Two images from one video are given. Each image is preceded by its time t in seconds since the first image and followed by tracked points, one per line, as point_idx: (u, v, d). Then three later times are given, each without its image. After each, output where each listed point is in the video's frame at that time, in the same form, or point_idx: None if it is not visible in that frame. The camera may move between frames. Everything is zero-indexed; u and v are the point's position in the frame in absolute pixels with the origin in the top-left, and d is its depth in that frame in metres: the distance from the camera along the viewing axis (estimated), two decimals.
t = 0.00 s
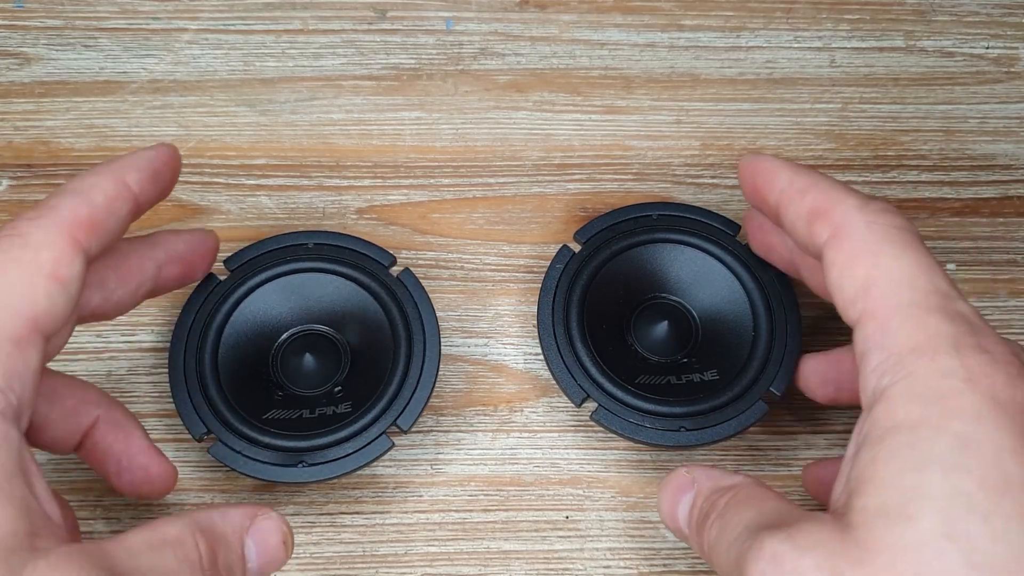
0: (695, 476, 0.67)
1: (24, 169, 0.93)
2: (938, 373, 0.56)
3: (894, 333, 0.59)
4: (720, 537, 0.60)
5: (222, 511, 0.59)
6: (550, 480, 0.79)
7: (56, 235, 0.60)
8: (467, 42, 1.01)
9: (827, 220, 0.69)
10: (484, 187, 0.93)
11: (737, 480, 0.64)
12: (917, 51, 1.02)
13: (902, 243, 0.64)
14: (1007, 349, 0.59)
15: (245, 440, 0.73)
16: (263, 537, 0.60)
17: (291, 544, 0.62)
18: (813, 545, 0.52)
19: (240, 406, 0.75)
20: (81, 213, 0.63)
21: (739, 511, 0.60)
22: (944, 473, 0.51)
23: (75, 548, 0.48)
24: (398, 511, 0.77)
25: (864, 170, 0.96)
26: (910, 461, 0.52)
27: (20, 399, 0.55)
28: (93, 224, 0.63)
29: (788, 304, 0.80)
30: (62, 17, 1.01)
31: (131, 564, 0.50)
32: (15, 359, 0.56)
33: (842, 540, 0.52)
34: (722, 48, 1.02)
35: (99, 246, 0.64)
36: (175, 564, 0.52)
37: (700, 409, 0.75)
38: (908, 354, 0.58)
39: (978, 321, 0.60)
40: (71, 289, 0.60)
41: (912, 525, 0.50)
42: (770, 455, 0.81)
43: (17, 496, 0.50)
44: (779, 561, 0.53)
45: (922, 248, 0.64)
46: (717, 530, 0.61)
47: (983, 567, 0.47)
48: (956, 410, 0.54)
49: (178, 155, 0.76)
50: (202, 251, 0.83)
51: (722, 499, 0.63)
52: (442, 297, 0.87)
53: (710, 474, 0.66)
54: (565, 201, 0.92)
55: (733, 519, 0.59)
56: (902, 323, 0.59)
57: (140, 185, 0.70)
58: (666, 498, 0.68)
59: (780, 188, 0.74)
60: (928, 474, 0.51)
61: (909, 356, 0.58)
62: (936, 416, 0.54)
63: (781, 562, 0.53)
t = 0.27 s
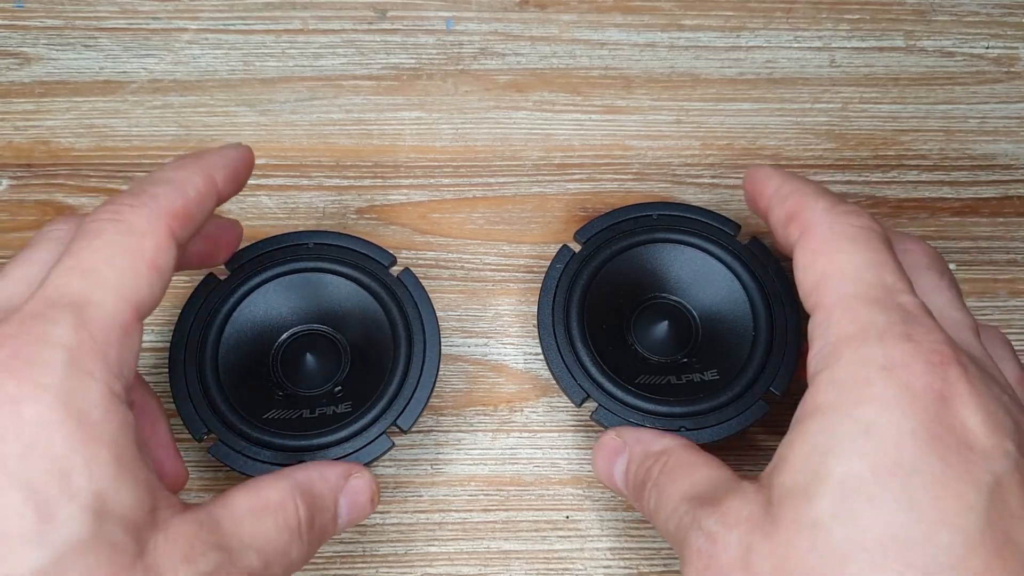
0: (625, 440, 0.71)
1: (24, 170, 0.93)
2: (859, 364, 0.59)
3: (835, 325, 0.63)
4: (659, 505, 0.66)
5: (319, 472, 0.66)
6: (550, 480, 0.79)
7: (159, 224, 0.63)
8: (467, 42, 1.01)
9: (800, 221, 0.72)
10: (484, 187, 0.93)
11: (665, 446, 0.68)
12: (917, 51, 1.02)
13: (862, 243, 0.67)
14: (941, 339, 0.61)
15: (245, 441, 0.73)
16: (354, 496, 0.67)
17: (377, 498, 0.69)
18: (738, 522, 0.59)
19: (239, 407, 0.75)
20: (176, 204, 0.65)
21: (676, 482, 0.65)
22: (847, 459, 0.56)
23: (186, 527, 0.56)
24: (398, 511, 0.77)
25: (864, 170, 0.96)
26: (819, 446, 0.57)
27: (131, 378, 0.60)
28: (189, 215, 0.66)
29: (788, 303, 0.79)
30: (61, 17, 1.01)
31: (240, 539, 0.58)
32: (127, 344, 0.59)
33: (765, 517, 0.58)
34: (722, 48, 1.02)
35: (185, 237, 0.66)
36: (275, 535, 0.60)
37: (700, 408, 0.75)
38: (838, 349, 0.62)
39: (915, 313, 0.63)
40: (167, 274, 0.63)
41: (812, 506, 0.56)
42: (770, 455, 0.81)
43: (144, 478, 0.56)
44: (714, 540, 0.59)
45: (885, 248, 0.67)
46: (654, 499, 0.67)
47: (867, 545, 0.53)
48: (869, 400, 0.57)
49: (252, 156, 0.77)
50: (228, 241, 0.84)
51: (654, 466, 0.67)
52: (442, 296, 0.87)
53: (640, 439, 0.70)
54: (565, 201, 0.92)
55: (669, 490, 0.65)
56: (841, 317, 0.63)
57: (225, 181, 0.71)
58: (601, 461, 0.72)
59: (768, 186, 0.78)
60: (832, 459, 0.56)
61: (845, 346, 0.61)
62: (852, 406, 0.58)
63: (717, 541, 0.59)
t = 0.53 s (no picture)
0: (593, 425, 0.72)
1: (25, 170, 0.93)
2: (853, 350, 0.61)
3: (829, 318, 0.64)
4: (638, 490, 0.66)
5: (357, 458, 0.67)
6: (550, 480, 0.79)
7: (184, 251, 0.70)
8: (467, 42, 1.01)
9: (790, 233, 0.73)
10: (484, 187, 0.93)
11: (636, 429, 0.69)
12: (917, 51, 1.02)
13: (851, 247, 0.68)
14: (935, 328, 0.62)
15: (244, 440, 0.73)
16: (392, 483, 0.68)
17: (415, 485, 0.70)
18: (730, 504, 0.60)
19: (239, 406, 0.75)
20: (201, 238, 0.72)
21: (656, 464, 0.66)
22: (838, 437, 0.57)
23: (227, 507, 0.60)
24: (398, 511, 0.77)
25: (864, 170, 0.96)
26: (811, 424, 0.59)
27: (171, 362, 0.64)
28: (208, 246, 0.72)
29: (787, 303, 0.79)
30: (61, 17, 1.01)
31: (277, 519, 0.62)
32: (165, 338, 0.65)
33: (757, 500, 0.59)
34: (722, 48, 1.01)
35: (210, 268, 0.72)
36: (311, 518, 0.63)
37: (700, 408, 0.75)
38: (832, 338, 0.63)
39: (908, 305, 0.64)
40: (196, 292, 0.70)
41: (802, 481, 0.57)
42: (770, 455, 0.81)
43: (185, 450, 0.60)
44: (705, 519, 0.60)
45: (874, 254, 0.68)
46: (632, 483, 0.67)
47: (852, 521, 0.54)
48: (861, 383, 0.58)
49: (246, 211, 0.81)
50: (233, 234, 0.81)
51: (629, 450, 0.68)
52: (442, 296, 0.87)
53: (609, 423, 0.71)
54: (565, 201, 0.92)
55: (650, 472, 0.66)
56: (835, 309, 0.65)
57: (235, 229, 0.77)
58: (569, 446, 0.73)
59: (756, 208, 0.79)
60: (824, 436, 0.57)
61: (837, 336, 0.63)
62: (844, 389, 0.59)
63: (708, 520, 0.60)
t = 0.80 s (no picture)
0: (593, 422, 0.71)
1: (24, 170, 0.93)
2: (848, 354, 0.61)
3: (826, 323, 0.65)
4: (638, 489, 0.66)
5: (338, 448, 0.67)
6: (550, 480, 0.79)
7: (166, 251, 0.70)
8: (467, 42, 1.01)
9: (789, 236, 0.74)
10: (484, 187, 0.93)
11: (637, 426, 0.68)
12: (917, 51, 1.02)
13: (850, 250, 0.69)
14: (931, 332, 0.62)
15: (231, 442, 0.73)
16: (376, 471, 0.68)
17: (399, 473, 0.70)
18: (728, 508, 0.60)
19: (225, 409, 0.74)
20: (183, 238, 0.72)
21: (658, 465, 0.65)
22: (832, 442, 0.57)
23: (214, 501, 0.60)
24: (398, 511, 0.77)
25: (864, 170, 0.96)
26: (805, 429, 0.59)
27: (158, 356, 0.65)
28: (189, 247, 0.73)
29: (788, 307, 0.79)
30: (61, 17, 1.01)
31: (264, 509, 0.62)
32: (153, 333, 0.65)
33: (754, 503, 0.59)
34: (722, 48, 1.02)
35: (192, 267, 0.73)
36: (298, 507, 0.63)
37: (698, 410, 0.74)
38: (829, 342, 0.63)
39: (905, 308, 0.64)
40: (180, 290, 0.70)
41: (796, 486, 0.57)
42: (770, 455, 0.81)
43: (173, 443, 0.60)
44: (705, 523, 0.60)
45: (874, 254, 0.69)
46: (632, 483, 0.66)
47: (845, 525, 0.55)
48: (856, 387, 0.59)
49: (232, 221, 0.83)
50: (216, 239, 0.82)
51: (629, 449, 0.67)
52: (442, 296, 0.87)
53: (609, 420, 0.70)
54: (565, 201, 0.92)
55: (650, 473, 0.65)
56: (832, 314, 0.65)
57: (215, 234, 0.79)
58: (567, 441, 0.72)
59: (754, 213, 0.80)
60: (819, 441, 0.58)
61: (834, 341, 0.63)
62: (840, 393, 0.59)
63: (708, 524, 0.60)
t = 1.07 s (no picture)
0: (593, 438, 0.71)
1: (24, 170, 0.93)
2: (851, 352, 0.61)
3: (832, 322, 0.66)
4: (636, 501, 0.65)
5: (327, 468, 0.68)
6: (550, 479, 0.79)
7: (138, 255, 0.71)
8: (467, 42, 1.01)
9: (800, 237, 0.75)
10: (484, 187, 0.93)
11: (635, 442, 0.68)
12: (917, 51, 1.02)
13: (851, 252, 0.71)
14: (933, 331, 0.63)
15: (224, 445, 0.73)
16: (361, 493, 0.69)
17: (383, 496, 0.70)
18: (724, 509, 0.60)
19: (218, 412, 0.74)
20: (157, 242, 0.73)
21: (656, 469, 0.65)
22: (834, 439, 0.57)
23: (199, 505, 0.61)
24: (398, 511, 0.77)
25: (864, 170, 0.96)
26: (806, 427, 0.59)
27: (133, 358, 0.65)
28: (162, 251, 0.73)
29: (785, 308, 0.79)
30: (61, 17, 1.01)
31: (248, 521, 0.62)
32: (126, 335, 0.66)
33: (752, 503, 0.59)
34: (722, 48, 1.01)
35: (165, 270, 0.73)
36: (282, 520, 0.63)
37: (696, 410, 0.75)
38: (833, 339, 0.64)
39: (908, 308, 0.65)
40: (152, 293, 0.71)
41: (797, 485, 0.57)
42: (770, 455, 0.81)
43: (148, 443, 0.61)
44: (702, 525, 0.60)
45: (878, 260, 0.70)
46: (630, 495, 0.66)
47: (848, 523, 0.55)
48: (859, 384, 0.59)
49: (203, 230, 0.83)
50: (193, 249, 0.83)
51: (629, 462, 0.67)
52: (443, 296, 0.87)
53: (608, 435, 0.70)
54: (565, 201, 0.92)
55: (649, 476, 0.65)
56: (837, 313, 0.66)
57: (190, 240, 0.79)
58: (570, 460, 0.72)
59: (771, 214, 0.80)
60: (821, 439, 0.58)
61: (838, 339, 0.64)
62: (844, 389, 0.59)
63: (705, 526, 0.60)
